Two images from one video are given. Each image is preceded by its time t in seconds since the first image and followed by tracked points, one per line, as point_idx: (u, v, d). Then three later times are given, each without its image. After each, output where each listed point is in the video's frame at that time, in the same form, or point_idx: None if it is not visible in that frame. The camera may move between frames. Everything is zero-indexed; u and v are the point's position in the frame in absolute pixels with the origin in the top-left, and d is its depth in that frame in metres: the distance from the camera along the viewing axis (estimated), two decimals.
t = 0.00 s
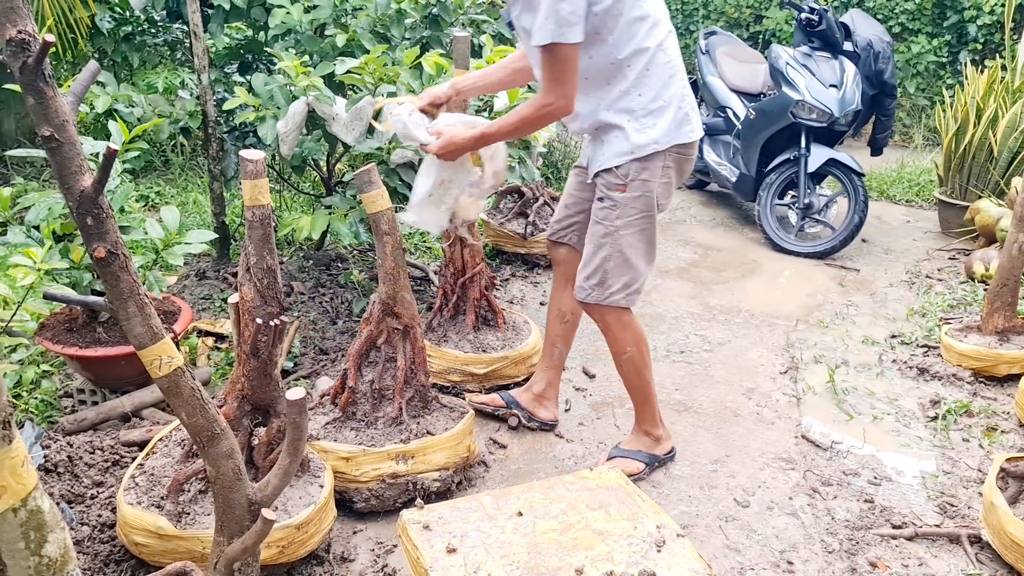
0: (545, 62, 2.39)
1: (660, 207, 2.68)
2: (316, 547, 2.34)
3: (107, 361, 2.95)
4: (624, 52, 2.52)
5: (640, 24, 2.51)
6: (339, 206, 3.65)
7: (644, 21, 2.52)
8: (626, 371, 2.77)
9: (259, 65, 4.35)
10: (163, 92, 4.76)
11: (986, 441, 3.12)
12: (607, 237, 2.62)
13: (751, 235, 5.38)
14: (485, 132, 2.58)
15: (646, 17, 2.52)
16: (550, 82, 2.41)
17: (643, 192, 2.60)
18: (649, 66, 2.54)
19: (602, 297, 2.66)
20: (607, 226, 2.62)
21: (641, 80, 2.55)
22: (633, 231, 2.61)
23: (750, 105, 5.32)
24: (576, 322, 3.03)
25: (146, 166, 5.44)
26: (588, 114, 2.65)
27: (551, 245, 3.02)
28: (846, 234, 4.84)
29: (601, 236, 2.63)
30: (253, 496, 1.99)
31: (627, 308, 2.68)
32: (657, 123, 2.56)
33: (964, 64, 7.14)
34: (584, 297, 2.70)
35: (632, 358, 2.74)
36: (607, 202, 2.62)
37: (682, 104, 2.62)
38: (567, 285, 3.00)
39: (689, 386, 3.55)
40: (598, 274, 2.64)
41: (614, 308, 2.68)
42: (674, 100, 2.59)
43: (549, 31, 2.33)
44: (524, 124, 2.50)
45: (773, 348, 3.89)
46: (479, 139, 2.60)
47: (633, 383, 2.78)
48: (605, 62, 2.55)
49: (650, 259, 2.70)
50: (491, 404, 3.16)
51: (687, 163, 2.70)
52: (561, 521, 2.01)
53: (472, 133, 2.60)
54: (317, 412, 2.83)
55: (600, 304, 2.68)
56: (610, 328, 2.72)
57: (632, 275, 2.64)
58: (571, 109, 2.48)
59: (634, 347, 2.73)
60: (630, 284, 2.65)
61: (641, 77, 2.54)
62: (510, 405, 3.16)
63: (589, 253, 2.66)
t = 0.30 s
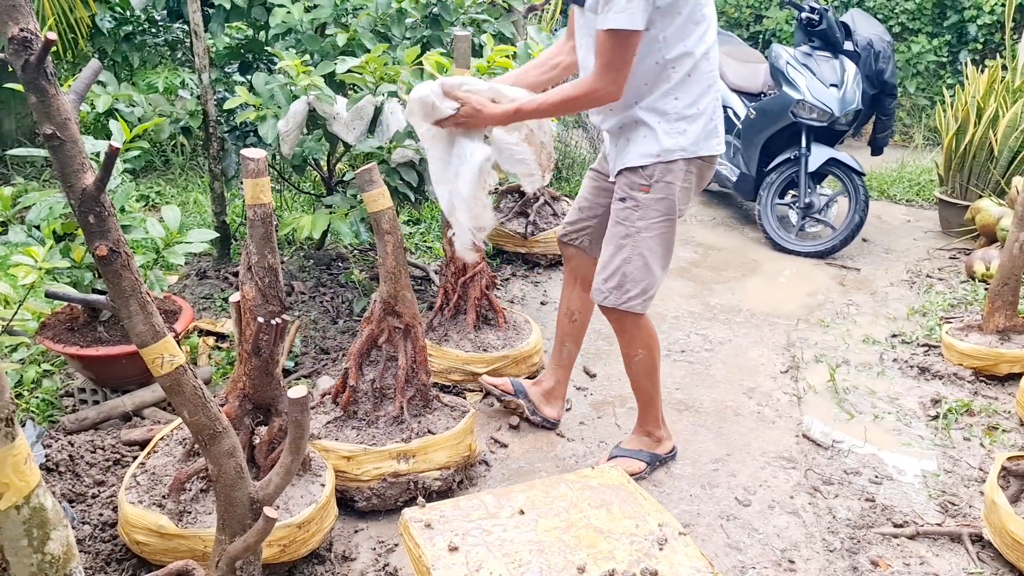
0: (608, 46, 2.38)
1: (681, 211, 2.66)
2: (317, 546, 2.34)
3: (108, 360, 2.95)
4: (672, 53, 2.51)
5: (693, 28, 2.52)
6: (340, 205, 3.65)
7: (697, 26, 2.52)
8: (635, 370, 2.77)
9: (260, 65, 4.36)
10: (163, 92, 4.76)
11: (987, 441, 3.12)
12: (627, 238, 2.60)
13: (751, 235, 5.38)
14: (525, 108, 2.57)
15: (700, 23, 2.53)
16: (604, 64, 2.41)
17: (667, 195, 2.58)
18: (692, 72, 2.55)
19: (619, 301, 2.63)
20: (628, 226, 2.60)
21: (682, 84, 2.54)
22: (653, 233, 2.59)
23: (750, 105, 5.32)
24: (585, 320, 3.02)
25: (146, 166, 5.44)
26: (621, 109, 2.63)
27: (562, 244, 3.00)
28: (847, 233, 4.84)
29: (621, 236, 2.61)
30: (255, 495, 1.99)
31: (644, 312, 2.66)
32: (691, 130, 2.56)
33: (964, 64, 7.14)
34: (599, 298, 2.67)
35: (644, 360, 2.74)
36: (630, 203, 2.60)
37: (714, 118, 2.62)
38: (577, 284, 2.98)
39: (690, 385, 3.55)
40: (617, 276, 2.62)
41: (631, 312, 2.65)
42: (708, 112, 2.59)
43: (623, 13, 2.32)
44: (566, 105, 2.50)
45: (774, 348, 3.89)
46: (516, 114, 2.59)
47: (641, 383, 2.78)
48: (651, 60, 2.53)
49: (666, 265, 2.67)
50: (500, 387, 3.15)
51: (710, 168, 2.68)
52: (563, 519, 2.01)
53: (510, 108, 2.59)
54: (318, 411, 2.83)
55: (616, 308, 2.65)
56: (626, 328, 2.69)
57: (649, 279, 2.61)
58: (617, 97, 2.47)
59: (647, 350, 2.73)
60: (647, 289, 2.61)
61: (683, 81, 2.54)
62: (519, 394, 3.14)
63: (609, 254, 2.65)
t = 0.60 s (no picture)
0: (652, 33, 2.30)
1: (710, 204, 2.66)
2: (319, 547, 2.34)
3: (108, 361, 2.95)
4: (706, 46, 2.50)
5: (725, 22, 2.52)
6: (340, 207, 3.65)
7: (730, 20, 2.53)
8: (648, 368, 2.76)
9: (260, 66, 4.37)
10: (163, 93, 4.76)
11: (987, 442, 3.12)
12: (660, 233, 2.59)
13: (751, 236, 5.38)
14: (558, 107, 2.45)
15: (731, 17, 2.54)
16: (647, 53, 2.33)
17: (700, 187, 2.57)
18: (723, 67, 2.55)
19: (651, 295, 2.62)
20: (659, 220, 2.59)
21: (714, 78, 2.54)
22: (685, 227, 2.58)
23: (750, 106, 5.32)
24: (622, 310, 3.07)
25: (147, 166, 5.44)
26: (649, 102, 2.59)
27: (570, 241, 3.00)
28: (847, 234, 4.84)
29: (653, 230, 2.60)
30: (255, 496, 1.99)
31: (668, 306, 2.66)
32: (719, 126, 2.56)
33: (964, 65, 7.14)
34: (630, 292, 2.66)
35: (661, 354, 2.73)
36: (660, 196, 2.60)
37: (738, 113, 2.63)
38: (598, 277, 3.00)
39: (690, 386, 3.55)
40: (649, 271, 2.61)
41: (657, 305, 2.65)
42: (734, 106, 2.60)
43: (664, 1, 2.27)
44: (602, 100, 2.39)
45: (774, 349, 3.89)
46: (545, 118, 2.45)
47: (654, 379, 2.77)
48: (683, 51, 2.51)
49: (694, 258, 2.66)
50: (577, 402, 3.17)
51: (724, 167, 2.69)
52: (563, 521, 2.01)
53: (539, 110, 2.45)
54: (320, 412, 2.84)
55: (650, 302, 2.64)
56: (647, 321, 2.69)
57: (677, 271, 2.60)
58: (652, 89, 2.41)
59: (666, 344, 2.72)
60: (677, 282, 2.61)
61: (715, 75, 2.54)
62: (594, 401, 3.17)
63: (639, 249, 2.63)
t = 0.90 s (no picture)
0: (686, 40, 2.30)
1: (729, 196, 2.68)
2: (318, 549, 2.35)
3: (109, 363, 2.96)
4: (726, 43, 2.50)
5: (742, 19, 2.52)
6: (341, 208, 3.66)
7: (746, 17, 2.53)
8: (659, 357, 2.73)
9: (261, 68, 4.38)
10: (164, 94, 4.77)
11: (986, 444, 3.13)
12: (685, 223, 2.58)
13: (751, 237, 5.39)
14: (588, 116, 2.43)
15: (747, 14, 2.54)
16: (680, 58, 2.32)
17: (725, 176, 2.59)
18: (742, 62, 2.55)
19: (671, 284, 2.61)
20: (686, 210, 2.58)
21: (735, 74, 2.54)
22: (709, 220, 2.58)
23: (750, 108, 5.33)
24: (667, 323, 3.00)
25: (148, 167, 5.45)
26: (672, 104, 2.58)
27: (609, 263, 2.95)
28: (847, 235, 4.85)
29: (681, 220, 2.58)
30: (255, 498, 2.00)
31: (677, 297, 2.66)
32: (743, 118, 2.58)
33: (964, 66, 7.15)
34: (648, 280, 2.63)
35: (673, 345, 2.70)
36: (689, 186, 2.58)
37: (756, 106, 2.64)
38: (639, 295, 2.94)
39: (690, 387, 3.56)
40: (672, 260, 2.59)
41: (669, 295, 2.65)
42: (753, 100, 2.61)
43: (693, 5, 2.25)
44: (638, 108, 2.39)
45: (774, 350, 3.89)
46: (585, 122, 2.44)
47: (664, 371, 2.74)
48: (704, 51, 2.51)
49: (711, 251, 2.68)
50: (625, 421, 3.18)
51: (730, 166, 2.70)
52: (562, 522, 2.02)
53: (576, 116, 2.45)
54: (321, 412, 2.86)
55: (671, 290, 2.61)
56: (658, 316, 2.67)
57: (697, 268, 2.61)
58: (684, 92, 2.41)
59: (678, 335, 2.70)
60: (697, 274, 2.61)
61: (736, 72, 2.54)
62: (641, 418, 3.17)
63: (661, 237, 2.61)
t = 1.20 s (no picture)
0: (677, 74, 2.28)
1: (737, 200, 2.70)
2: (318, 548, 2.36)
3: (109, 362, 2.97)
4: (735, 60, 2.52)
5: (749, 36, 2.54)
6: (341, 209, 3.67)
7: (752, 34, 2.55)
8: (680, 369, 2.60)
9: (262, 69, 4.39)
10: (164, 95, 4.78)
11: (984, 444, 3.13)
12: (707, 226, 2.55)
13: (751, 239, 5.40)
14: (593, 188, 2.35)
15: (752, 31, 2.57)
16: (669, 96, 2.28)
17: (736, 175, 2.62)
18: (751, 77, 2.59)
19: (691, 287, 2.55)
20: (707, 214, 2.55)
21: (745, 86, 2.57)
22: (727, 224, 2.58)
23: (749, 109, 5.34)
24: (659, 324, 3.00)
25: (149, 168, 5.47)
26: (687, 124, 2.62)
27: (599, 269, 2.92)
28: (846, 237, 4.86)
29: (703, 224, 2.55)
30: (255, 497, 2.01)
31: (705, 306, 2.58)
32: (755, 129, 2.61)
33: (964, 68, 7.17)
34: (672, 282, 2.56)
35: (696, 359, 2.58)
36: (708, 191, 2.56)
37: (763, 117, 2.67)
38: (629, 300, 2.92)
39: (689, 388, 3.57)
40: (694, 263, 2.54)
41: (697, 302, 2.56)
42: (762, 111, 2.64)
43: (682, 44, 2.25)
44: (638, 158, 2.33)
45: (773, 351, 3.90)
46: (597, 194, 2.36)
47: (683, 385, 2.60)
48: (713, 70, 2.53)
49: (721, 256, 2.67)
50: (622, 421, 3.18)
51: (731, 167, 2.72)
52: (562, 521, 2.03)
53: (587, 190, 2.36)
54: (320, 412, 2.86)
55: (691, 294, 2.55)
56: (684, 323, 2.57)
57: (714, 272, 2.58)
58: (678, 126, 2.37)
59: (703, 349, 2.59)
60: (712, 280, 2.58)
61: (745, 86, 2.58)
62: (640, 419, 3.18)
63: (685, 241, 2.57)
